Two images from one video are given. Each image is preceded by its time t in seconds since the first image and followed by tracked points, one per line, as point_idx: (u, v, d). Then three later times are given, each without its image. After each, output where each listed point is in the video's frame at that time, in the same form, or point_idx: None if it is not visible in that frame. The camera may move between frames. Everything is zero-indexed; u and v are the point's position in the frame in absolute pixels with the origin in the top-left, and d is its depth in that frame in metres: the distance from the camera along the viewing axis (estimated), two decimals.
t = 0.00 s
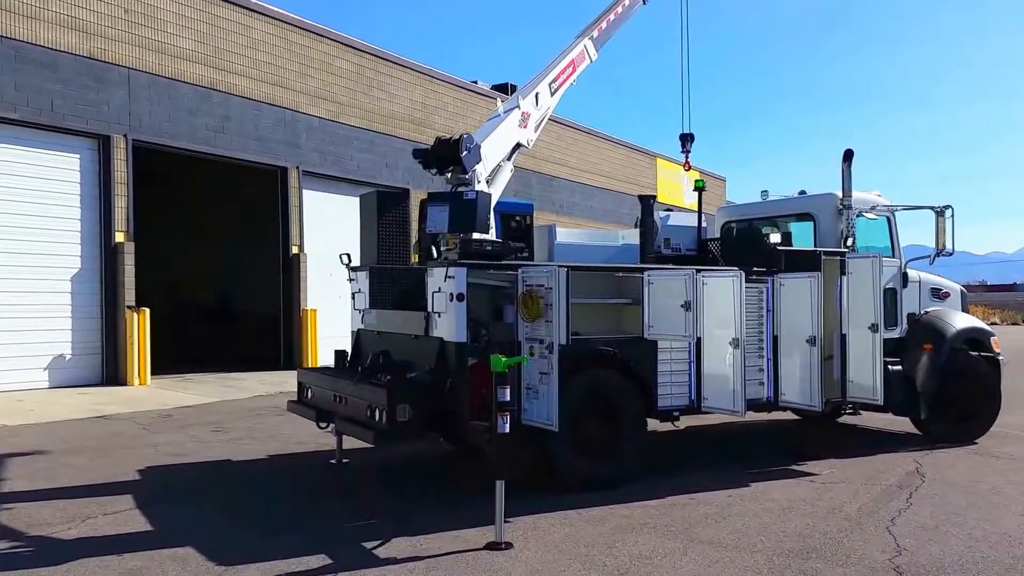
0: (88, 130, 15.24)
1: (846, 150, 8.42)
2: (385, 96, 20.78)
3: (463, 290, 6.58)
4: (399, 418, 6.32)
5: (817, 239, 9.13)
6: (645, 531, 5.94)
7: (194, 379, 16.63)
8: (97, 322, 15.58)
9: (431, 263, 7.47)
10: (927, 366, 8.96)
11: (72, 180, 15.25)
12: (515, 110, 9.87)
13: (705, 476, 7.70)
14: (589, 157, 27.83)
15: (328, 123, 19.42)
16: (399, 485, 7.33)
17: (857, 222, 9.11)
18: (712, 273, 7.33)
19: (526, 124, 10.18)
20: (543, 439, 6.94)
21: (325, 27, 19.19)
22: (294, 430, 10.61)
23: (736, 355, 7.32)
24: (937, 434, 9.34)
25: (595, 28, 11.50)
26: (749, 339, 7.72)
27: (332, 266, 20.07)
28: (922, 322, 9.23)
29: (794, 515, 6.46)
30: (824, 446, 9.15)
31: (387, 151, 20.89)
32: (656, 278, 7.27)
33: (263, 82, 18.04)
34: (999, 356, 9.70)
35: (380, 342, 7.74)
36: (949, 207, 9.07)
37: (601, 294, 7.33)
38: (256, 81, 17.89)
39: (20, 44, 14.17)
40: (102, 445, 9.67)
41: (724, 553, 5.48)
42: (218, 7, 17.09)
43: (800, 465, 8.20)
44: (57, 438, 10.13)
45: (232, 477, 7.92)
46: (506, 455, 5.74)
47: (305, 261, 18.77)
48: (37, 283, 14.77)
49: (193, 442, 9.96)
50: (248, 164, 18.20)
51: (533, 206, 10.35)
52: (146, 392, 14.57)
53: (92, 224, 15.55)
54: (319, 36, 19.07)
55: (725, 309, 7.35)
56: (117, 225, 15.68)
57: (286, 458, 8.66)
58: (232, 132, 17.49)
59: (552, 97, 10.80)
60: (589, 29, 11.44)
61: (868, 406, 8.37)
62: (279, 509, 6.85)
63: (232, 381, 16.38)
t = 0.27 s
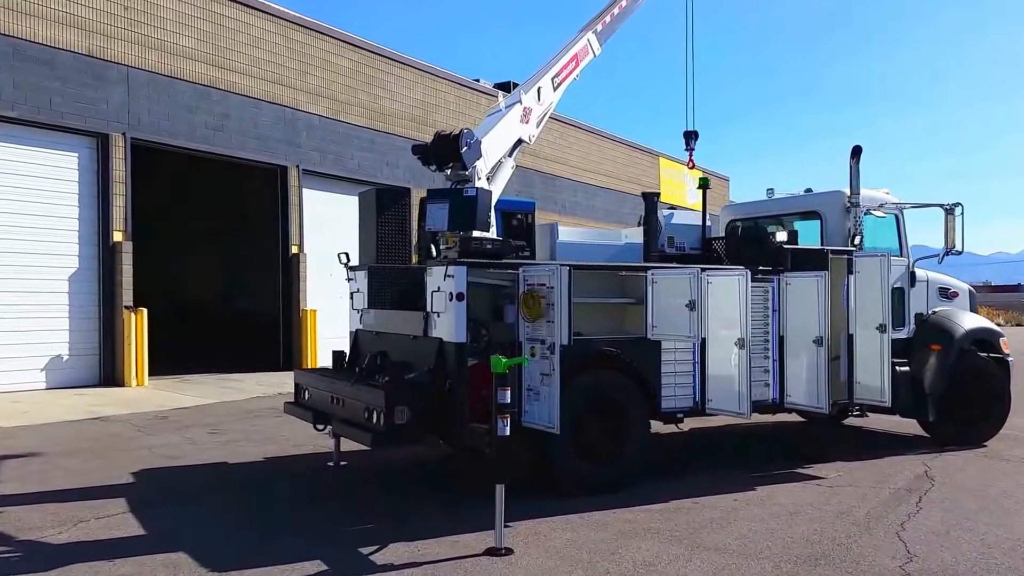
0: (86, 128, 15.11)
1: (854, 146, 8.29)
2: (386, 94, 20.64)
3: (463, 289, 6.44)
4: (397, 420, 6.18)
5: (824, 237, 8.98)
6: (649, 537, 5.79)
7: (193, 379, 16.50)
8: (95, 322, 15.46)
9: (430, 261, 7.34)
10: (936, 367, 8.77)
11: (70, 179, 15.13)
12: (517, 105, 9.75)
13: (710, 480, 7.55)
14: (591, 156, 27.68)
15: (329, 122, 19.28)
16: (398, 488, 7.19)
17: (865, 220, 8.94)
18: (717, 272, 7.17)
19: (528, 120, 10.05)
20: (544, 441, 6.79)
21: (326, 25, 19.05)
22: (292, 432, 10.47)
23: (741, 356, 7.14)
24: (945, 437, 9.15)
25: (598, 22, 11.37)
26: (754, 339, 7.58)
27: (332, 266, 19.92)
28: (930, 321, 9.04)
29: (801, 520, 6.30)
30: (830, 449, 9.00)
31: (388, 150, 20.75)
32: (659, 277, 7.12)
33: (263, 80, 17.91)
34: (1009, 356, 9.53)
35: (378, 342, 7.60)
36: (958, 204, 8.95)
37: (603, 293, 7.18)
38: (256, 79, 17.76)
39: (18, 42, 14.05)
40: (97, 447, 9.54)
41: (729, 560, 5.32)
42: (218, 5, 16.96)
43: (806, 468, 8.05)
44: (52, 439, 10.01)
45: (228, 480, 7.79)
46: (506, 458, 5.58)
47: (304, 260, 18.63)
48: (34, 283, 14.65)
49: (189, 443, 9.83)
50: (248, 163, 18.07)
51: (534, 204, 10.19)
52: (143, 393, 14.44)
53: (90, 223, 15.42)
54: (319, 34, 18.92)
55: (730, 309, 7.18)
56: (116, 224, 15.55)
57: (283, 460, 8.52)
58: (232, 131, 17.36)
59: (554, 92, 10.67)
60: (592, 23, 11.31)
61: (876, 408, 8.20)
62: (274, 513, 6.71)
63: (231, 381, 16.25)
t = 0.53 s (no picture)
0: (85, 126, 14.98)
1: (862, 142, 8.20)
2: (387, 93, 20.50)
3: (462, 288, 6.30)
4: (396, 422, 6.03)
5: (831, 236, 8.83)
6: (652, 543, 5.64)
7: (191, 380, 16.38)
8: (92, 322, 15.34)
9: (429, 259, 7.22)
10: (944, 367, 8.60)
11: (68, 177, 15.01)
12: (518, 100, 9.64)
13: (713, 482, 7.41)
14: (593, 156, 27.53)
15: (330, 121, 19.14)
16: (395, 492, 7.05)
17: (873, 217, 8.80)
18: (723, 270, 7.02)
19: (530, 115, 9.94)
20: (545, 444, 6.65)
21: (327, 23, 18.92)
22: (289, 433, 10.33)
23: (747, 356, 6.98)
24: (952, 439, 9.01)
25: (602, 17, 11.25)
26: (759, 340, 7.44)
27: (332, 265, 19.78)
28: (937, 321, 8.87)
29: (808, 525, 6.15)
30: (836, 451, 8.86)
31: (388, 149, 20.61)
32: (663, 275, 6.99)
33: (264, 78, 17.78)
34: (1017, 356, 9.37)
35: (376, 342, 7.47)
36: (967, 202, 8.80)
37: (606, 292, 7.05)
38: (256, 78, 17.63)
39: (16, 39, 13.92)
40: (91, 449, 9.40)
41: (734, 567, 5.18)
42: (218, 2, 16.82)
43: (812, 470, 7.91)
44: (47, 441, 9.88)
45: (223, 483, 7.66)
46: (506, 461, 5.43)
47: (304, 260, 18.50)
48: (31, 283, 14.53)
49: (185, 445, 9.70)
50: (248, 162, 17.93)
51: (535, 203, 9.94)
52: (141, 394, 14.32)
53: (88, 222, 15.31)
54: (320, 32, 18.79)
55: (736, 309, 7.04)
56: (114, 224, 15.43)
57: (279, 463, 8.38)
58: (232, 130, 17.23)
59: (557, 87, 10.55)
60: (596, 18, 11.19)
61: (884, 409, 8.05)
62: (270, 517, 6.57)
63: (230, 382, 16.13)
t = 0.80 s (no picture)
0: (82, 124, 14.84)
1: (869, 139, 8.15)
2: (387, 90, 20.34)
3: (462, 287, 6.16)
4: (394, 424, 5.90)
5: (837, 233, 8.69)
6: (656, 548, 5.50)
7: (190, 379, 16.25)
8: (89, 320, 15.20)
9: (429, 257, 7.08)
10: (953, 367, 8.41)
11: (66, 175, 14.86)
12: (520, 95, 9.51)
13: (717, 485, 7.27)
14: (595, 154, 27.37)
15: (330, 118, 18.99)
16: (393, 495, 6.91)
17: (881, 215, 8.65)
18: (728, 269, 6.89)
19: (531, 110, 9.82)
20: (547, 446, 6.50)
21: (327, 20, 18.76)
22: (287, 434, 10.20)
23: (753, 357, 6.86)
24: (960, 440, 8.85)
25: (605, 11, 11.12)
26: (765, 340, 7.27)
27: (332, 263, 19.63)
28: (944, 320, 8.69)
29: (815, 530, 6.01)
30: (841, 452, 8.71)
31: (389, 147, 20.46)
32: (667, 273, 6.84)
33: (264, 75, 17.62)
34: None
35: (374, 341, 7.33)
36: (976, 199, 8.66)
37: (609, 290, 6.92)
38: (257, 75, 17.49)
39: (13, 35, 13.77)
40: (85, 449, 9.26)
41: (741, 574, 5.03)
42: None
43: (818, 472, 7.76)
44: (40, 441, 9.74)
45: (218, 485, 7.51)
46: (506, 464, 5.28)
47: (304, 258, 18.36)
48: (28, 281, 14.39)
49: (181, 446, 9.55)
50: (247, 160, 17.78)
51: (537, 200, 9.95)
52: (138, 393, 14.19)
53: (85, 220, 15.17)
54: (321, 29, 18.63)
55: (742, 307, 6.90)
56: (111, 222, 15.29)
57: (275, 464, 8.24)
58: (232, 127, 17.08)
59: (559, 82, 10.42)
60: (599, 12, 11.05)
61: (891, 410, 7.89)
62: (265, 520, 6.43)
63: (228, 381, 16.00)
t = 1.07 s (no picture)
0: (81, 121, 14.72)
1: (877, 134, 8.00)
2: (389, 87, 20.21)
3: (461, 285, 6.03)
4: (391, 425, 5.77)
5: (844, 231, 8.55)
6: (659, 553, 5.37)
7: (189, 378, 16.14)
8: (88, 319, 15.09)
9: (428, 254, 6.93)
10: (961, 368, 8.32)
11: (65, 173, 14.75)
12: (521, 90, 9.40)
13: (722, 487, 7.14)
14: (597, 151, 27.22)
15: (330, 115, 18.86)
16: (392, 497, 6.79)
17: (889, 212, 8.51)
18: (733, 268, 6.76)
19: (533, 106, 9.70)
20: (548, 448, 6.37)
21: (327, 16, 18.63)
22: (286, 433, 10.08)
23: (758, 357, 6.70)
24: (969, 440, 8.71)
25: (608, 5, 10.99)
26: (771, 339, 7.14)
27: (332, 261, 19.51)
28: (953, 318, 8.54)
29: (822, 534, 5.88)
30: (848, 453, 8.58)
31: (389, 144, 20.32)
32: (671, 272, 6.69)
33: (264, 72, 17.50)
34: None
35: (373, 341, 7.20)
36: (985, 196, 8.53)
37: (612, 289, 6.82)
38: (256, 72, 17.35)
39: (10, 32, 13.65)
40: (81, 449, 9.15)
41: None
42: None
43: (824, 474, 7.63)
44: (36, 440, 9.63)
45: (214, 486, 7.40)
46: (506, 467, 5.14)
47: (304, 257, 18.25)
48: (26, 279, 14.28)
49: (178, 445, 9.44)
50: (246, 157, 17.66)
51: (538, 196, 10.00)
52: (137, 392, 14.08)
53: (84, 218, 15.05)
54: (321, 25, 18.49)
55: (748, 306, 6.75)
56: (110, 220, 15.18)
57: (273, 465, 8.12)
58: (232, 124, 16.96)
59: (562, 77, 10.30)
60: (602, 6, 10.92)
61: (899, 411, 7.75)
62: (260, 522, 6.31)
63: (228, 380, 15.89)
